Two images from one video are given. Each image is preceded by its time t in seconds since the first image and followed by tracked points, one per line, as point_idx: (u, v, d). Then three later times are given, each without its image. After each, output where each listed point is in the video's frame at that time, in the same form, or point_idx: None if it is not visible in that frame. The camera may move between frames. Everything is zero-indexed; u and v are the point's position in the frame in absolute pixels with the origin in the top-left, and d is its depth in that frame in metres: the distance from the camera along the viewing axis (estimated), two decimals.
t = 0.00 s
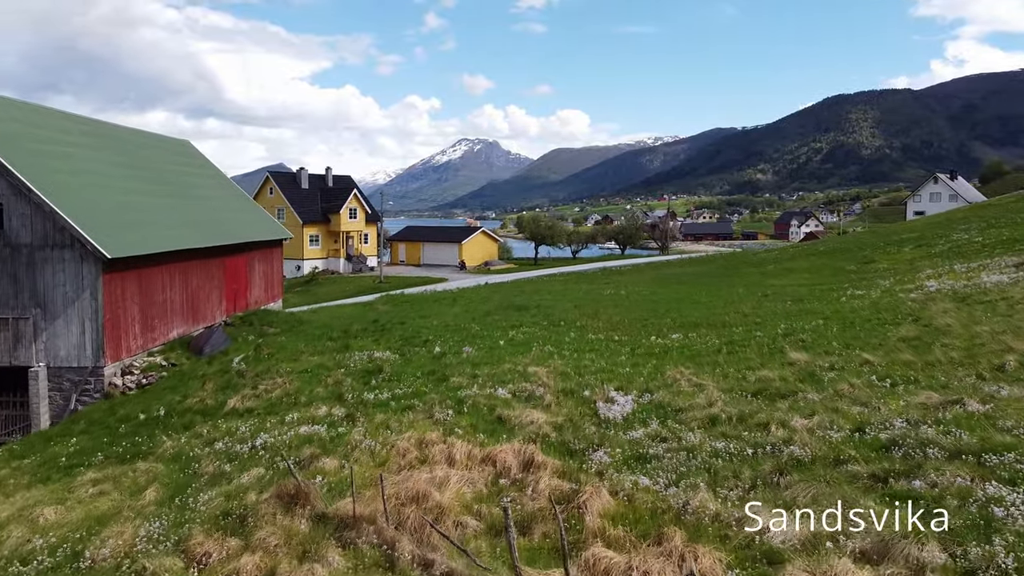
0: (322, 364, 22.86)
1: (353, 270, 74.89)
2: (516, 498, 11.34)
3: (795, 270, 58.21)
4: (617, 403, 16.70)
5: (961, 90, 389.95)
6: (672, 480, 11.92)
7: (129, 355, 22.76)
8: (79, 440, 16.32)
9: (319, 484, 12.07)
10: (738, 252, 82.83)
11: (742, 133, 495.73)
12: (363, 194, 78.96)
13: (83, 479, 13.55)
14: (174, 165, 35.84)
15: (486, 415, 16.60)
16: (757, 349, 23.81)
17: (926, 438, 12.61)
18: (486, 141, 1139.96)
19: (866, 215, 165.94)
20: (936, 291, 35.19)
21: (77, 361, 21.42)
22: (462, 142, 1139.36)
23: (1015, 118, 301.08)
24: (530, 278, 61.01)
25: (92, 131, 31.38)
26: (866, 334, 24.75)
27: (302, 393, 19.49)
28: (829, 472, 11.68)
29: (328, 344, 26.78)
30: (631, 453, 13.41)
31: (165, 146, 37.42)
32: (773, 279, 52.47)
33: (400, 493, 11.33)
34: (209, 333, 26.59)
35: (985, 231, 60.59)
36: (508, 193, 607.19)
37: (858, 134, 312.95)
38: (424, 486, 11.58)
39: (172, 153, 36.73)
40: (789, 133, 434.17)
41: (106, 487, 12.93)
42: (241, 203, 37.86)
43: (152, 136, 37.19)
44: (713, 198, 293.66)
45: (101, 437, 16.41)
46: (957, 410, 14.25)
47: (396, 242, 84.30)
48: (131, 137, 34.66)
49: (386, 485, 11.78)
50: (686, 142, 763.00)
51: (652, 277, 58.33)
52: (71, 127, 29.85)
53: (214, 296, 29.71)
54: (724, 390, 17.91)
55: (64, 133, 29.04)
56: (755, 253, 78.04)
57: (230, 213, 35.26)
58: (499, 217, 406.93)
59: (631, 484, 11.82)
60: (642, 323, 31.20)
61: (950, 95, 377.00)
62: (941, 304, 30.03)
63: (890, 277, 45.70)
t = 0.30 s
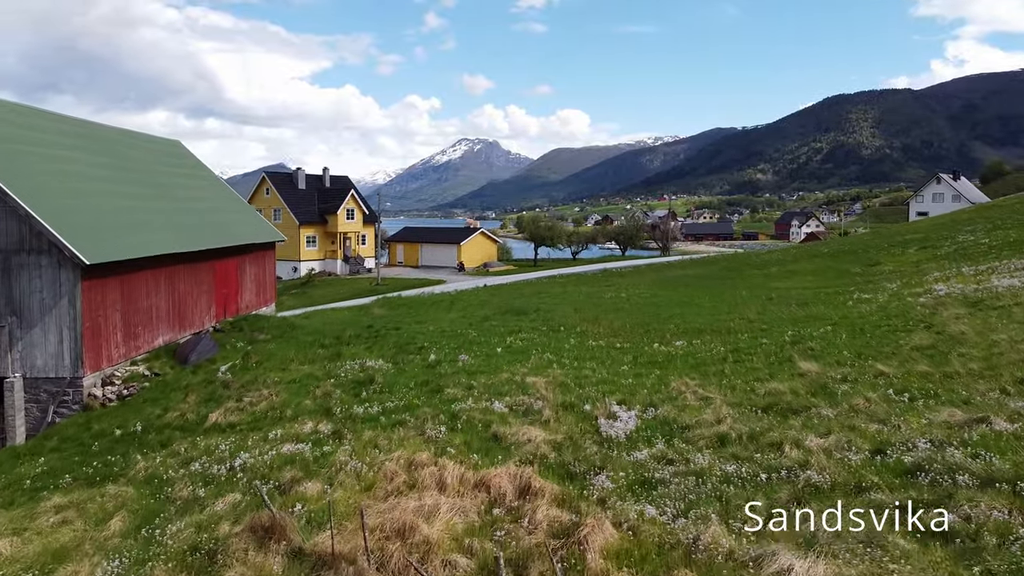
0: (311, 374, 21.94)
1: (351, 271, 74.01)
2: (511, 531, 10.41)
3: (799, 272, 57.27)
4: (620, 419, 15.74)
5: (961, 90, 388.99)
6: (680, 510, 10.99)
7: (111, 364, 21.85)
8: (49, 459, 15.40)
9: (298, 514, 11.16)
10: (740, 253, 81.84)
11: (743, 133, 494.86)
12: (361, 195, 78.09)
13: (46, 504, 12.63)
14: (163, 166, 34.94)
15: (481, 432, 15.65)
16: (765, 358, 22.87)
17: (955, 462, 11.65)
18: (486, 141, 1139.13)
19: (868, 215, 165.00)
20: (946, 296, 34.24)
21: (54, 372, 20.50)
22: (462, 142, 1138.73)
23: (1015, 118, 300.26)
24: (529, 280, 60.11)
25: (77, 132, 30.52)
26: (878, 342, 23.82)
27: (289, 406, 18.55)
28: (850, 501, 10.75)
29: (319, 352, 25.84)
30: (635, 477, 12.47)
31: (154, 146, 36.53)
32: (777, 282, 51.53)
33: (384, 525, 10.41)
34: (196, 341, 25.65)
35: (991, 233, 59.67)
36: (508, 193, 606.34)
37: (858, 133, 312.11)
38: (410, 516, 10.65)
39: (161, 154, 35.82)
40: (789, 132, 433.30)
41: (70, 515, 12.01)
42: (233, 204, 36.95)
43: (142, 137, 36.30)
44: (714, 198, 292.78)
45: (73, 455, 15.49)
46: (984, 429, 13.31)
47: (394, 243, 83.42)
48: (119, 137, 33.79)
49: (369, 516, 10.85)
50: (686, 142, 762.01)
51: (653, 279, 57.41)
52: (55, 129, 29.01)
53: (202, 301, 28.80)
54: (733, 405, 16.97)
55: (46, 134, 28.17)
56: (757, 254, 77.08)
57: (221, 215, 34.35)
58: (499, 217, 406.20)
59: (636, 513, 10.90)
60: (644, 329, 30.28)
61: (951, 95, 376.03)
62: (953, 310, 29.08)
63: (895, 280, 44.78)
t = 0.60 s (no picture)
0: (300, 384, 20.99)
1: (348, 273, 73.09)
2: (504, 570, 9.50)
3: (802, 275, 56.30)
4: (623, 437, 14.78)
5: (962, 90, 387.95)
6: (689, 545, 10.05)
7: (91, 374, 20.91)
8: (16, 480, 14.47)
9: (271, 551, 10.21)
10: (742, 254, 80.87)
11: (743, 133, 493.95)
12: (358, 195, 77.16)
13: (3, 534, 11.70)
14: (152, 167, 34.02)
15: (475, 451, 14.71)
16: (772, 367, 21.94)
17: (989, 491, 10.67)
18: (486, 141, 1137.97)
19: (869, 215, 164.05)
20: (956, 300, 33.28)
21: (29, 383, 19.56)
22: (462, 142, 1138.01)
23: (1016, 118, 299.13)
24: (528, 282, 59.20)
25: (62, 132, 29.67)
26: (890, 351, 22.88)
27: (274, 421, 17.59)
28: (876, 537, 9.78)
29: (310, 360, 24.89)
30: (640, 505, 11.53)
31: (144, 146, 35.65)
32: (781, 284, 50.56)
33: (365, 563, 9.48)
34: (182, 348, 24.70)
35: (998, 235, 58.69)
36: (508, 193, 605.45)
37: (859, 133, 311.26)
38: (393, 553, 9.75)
39: (150, 154, 34.91)
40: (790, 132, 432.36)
41: (28, 547, 11.08)
42: (224, 206, 36.01)
43: (131, 137, 35.43)
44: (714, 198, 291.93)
45: (41, 477, 14.55)
46: (1016, 451, 12.36)
47: (392, 244, 82.52)
48: (106, 137, 32.88)
49: (349, 552, 9.93)
50: (686, 142, 761.07)
51: (655, 281, 56.50)
52: (39, 129, 28.16)
53: (190, 307, 27.88)
54: (743, 421, 16.05)
55: (28, 132, 27.25)
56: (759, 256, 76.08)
57: (211, 217, 33.43)
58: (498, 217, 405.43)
59: (643, 549, 9.98)
60: (646, 335, 29.36)
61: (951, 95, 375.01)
62: (965, 316, 28.15)
63: (902, 283, 43.84)
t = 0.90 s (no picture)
0: (288, 397, 20.02)
1: (345, 275, 72.12)
2: None
3: (806, 277, 55.35)
4: (628, 459, 13.81)
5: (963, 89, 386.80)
6: None
7: (69, 386, 19.95)
8: None
9: None
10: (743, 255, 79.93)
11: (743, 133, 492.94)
12: (356, 196, 76.22)
13: None
14: (141, 167, 33.02)
15: (470, 474, 13.75)
16: (782, 378, 21.00)
17: None
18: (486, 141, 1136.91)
19: (871, 216, 163.06)
20: (968, 305, 32.29)
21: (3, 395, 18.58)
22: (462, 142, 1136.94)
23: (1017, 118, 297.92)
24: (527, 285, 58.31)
25: (49, 130, 28.67)
26: (904, 361, 21.93)
27: (259, 437, 16.63)
28: None
29: (300, 369, 23.95)
30: (649, 539, 10.57)
31: (134, 146, 34.64)
32: (785, 287, 49.59)
33: None
34: (167, 357, 23.73)
35: (1005, 236, 57.71)
36: (508, 193, 604.44)
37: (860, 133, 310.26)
38: None
39: (139, 155, 33.92)
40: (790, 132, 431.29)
41: None
42: (215, 208, 35.05)
43: (120, 136, 34.41)
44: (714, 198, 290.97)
45: (6, 501, 13.58)
46: None
47: (390, 245, 81.60)
48: (94, 137, 31.88)
49: None
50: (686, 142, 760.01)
51: (657, 284, 55.55)
52: (25, 127, 27.18)
53: (177, 313, 26.93)
54: (755, 440, 15.09)
55: (13, 130, 26.26)
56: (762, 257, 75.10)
57: (202, 219, 32.45)
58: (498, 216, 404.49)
59: None
60: (649, 342, 28.42)
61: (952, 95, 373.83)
62: (979, 323, 27.18)
63: (910, 287, 42.87)
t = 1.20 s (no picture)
0: (276, 411, 19.07)
1: (343, 277, 71.17)
2: None
3: (811, 280, 54.36)
4: (634, 484, 12.88)
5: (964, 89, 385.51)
6: None
7: (46, 398, 19.03)
8: None
9: None
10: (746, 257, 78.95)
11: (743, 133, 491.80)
12: (354, 197, 75.35)
13: None
14: (129, 168, 32.06)
15: (466, 500, 12.79)
16: (794, 390, 20.04)
17: None
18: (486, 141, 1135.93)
19: (873, 216, 161.91)
20: (980, 311, 31.32)
21: None
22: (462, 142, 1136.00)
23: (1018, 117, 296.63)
24: (527, 287, 57.34)
25: (34, 129, 27.71)
26: (921, 372, 20.95)
27: (242, 456, 15.68)
28: None
29: (290, 379, 22.99)
30: None
31: (123, 146, 33.69)
32: (789, 291, 48.59)
33: None
34: (151, 367, 22.79)
35: (1013, 238, 56.63)
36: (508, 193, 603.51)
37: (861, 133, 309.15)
38: None
39: (128, 155, 32.98)
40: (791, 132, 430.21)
41: None
42: (206, 210, 34.11)
43: (108, 136, 33.45)
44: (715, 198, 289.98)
45: None
46: None
47: (389, 246, 80.66)
48: (81, 137, 30.92)
49: None
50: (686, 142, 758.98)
51: (659, 287, 54.57)
52: (9, 125, 26.24)
53: (164, 319, 26.01)
54: (770, 462, 14.14)
55: None
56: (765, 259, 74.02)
57: (192, 222, 31.51)
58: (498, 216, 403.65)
59: None
60: (653, 349, 27.45)
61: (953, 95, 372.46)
62: (996, 330, 26.16)
63: (919, 290, 41.83)
